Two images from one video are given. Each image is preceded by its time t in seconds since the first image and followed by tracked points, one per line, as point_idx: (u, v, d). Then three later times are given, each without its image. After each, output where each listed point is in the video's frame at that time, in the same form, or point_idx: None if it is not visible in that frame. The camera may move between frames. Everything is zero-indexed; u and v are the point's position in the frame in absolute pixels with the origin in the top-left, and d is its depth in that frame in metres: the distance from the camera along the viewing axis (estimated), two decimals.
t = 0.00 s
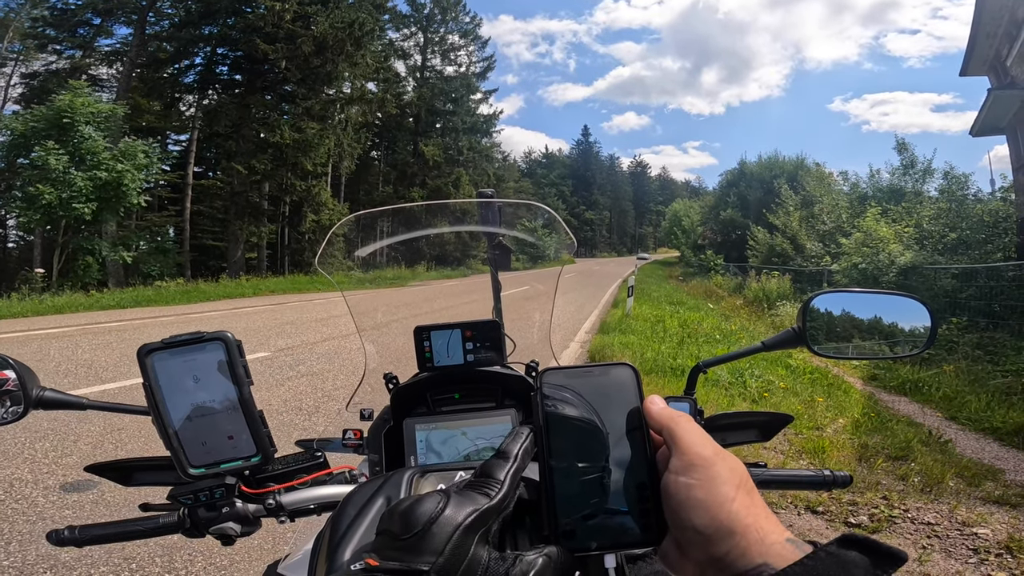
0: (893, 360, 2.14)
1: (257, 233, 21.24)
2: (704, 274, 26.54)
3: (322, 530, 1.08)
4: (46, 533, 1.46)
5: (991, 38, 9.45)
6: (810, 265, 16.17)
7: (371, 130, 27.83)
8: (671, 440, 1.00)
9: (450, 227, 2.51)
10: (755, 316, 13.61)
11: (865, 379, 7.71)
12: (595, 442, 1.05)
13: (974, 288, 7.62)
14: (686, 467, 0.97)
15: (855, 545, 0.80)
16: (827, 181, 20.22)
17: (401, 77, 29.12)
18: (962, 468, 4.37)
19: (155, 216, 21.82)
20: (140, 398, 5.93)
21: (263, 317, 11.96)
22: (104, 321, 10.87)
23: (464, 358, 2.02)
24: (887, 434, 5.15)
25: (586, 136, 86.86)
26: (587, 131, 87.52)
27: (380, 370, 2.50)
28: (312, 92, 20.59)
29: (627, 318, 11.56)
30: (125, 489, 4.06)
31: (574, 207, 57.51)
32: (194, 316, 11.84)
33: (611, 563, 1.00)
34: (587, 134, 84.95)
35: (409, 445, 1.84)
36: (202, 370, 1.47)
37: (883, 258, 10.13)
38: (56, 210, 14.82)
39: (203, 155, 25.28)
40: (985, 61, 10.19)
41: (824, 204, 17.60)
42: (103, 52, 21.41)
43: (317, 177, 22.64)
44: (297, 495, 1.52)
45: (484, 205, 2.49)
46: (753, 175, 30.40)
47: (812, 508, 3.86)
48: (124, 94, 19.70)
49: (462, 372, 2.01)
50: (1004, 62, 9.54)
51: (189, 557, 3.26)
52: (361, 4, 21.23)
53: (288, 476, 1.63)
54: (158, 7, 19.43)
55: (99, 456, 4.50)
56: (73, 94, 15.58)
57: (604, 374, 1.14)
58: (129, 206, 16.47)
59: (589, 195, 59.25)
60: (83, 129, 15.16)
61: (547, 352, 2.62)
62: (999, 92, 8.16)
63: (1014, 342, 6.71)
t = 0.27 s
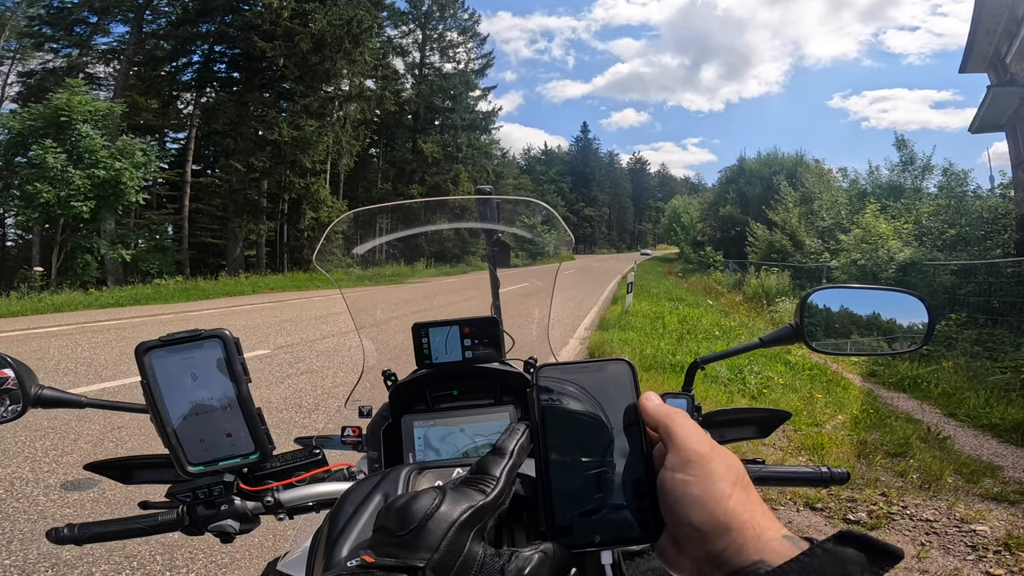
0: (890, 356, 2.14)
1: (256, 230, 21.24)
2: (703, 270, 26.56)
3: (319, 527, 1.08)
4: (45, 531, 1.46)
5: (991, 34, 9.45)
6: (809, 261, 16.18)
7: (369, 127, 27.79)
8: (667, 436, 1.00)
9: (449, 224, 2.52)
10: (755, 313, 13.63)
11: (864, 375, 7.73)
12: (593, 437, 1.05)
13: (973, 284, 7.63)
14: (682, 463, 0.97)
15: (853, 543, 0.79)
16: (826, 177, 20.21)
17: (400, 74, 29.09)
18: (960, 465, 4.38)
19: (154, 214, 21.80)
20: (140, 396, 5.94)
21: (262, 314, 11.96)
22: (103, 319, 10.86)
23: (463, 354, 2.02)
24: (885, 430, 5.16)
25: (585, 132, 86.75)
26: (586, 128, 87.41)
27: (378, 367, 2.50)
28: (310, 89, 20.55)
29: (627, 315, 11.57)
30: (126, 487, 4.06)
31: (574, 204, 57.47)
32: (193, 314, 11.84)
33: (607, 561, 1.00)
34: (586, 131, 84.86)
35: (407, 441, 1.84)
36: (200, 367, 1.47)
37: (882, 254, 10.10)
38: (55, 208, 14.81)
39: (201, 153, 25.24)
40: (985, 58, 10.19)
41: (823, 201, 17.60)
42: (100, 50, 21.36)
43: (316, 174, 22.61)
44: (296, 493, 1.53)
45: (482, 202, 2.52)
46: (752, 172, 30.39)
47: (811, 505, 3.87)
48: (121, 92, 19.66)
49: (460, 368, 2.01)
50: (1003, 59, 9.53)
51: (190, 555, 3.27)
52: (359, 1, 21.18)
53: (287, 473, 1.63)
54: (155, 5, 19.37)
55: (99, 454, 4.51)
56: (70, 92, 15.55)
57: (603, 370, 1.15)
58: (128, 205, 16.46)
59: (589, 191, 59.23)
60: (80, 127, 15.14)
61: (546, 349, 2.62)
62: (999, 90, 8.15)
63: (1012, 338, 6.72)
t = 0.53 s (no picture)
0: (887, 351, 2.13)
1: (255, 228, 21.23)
2: (702, 267, 26.58)
3: (313, 522, 1.08)
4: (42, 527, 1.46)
5: (990, 31, 9.43)
6: (808, 258, 16.18)
7: (368, 125, 27.75)
8: (658, 429, 0.99)
9: (447, 221, 2.51)
10: (754, 309, 13.64)
11: (863, 371, 7.73)
12: (585, 429, 1.05)
13: (971, 281, 7.63)
14: (674, 456, 0.97)
15: (849, 537, 0.79)
16: (825, 174, 20.20)
17: (398, 72, 29.04)
18: (958, 462, 4.39)
19: (152, 212, 21.77)
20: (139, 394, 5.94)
21: (261, 312, 11.95)
22: (102, 318, 10.85)
23: (459, 350, 2.02)
24: (884, 427, 5.16)
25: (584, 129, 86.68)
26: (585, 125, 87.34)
27: (376, 364, 2.50)
28: (309, 87, 20.53)
29: (626, 312, 11.57)
30: (126, 485, 4.06)
31: (573, 201, 57.46)
32: (192, 312, 11.83)
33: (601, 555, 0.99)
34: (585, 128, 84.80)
35: (403, 436, 1.84)
36: (195, 363, 1.46)
37: (881, 251, 10.03)
38: (53, 207, 14.79)
39: (200, 151, 25.20)
40: (983, 55, 10.18)
41: (823, 198, 17.60)
42: (97, 48, 21.32)
43: (314, 172, 22.58)
44: (291, 488, 1.52)
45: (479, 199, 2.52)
46: (751, 169, 30.37)
47: (809, 501, 3.87)
48: (119, 91, 19.62)
49: (457, 364, 2.01)
50: (1002, 55, 9.51)
51: (190, 553, 3.27)
52: None
53: (283, 469, 1.63)
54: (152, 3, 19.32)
55: (99, 452, 4.51)
56: (67, 90, 15.51)
57: (596, 363, 1.17)
58: (126, 203, 16.43)
59: (588, 189, 59.21)
60: (78, 126, 15.10)
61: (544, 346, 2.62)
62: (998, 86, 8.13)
63: (1011, 335, 6.72)
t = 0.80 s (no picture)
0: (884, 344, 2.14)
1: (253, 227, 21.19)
2: (701, 264, 26.57)
3: (307, 511, 1.07)
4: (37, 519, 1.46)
5: (989, 28, 9.42)
6: (807, 254, 16.18)
7: (367, 123, 27.69)
8: (653, 412, 1.01)
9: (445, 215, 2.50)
10: (753, 306, 13.63)
11: (862, 368, 7.74)
12: (578, 417, 1.03)
13: (970, 277, 7.62)
14: (669, 438, 0.98)
15: (846, 519, 0.80)
16: (824, 170, 20.18)
17: (396, 69, 28.97)
18: (958, 458, 4.38)
19: (150, 211, 21.72)
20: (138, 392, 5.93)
21: (260, 310, 11.93)
22: (101, 316, 10.83)
23: (457, 340, 2.02)
24: (884, 423, 5.16)
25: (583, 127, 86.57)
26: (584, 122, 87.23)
27: (374, 358, 2.50)
28: (307, 85, 20.48)
29: (626, 308, 11.56)
30: (125, 482, 4.06)
31: (572, 199, 57.43)
32: (190, 310, 11.80)
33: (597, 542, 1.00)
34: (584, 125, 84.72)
35: (400, 427, 1.82)
36: (192, 354, 1.45)
37: (880, 247, 9.89)
38: (51, 206, 14.76)
39: (198, 149, 25.14)
40: (983, 51, 10.16)
41: (822, 194, 17.57)
42: (94, 47, 21.25)
43: (313, 170, 22.55)
44: (287, 479, 1.52)
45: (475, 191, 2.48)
46: (750, 165, 30.32)
47: (809, 497, 3.87)
48: (116, 89, 19.56)
49: (454, 356, 2.00)
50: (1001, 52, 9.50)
51: (190, 550, 3.26)
52: None
53: (279, 460, 1.63)
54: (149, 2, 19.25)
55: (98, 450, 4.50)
56: (65, 89, 15.47)
57: (591, 345, 1.21)
58: (124, 202, 16.39)
59: (588, 186, 59.16)
60: (75, 124, 15.06)
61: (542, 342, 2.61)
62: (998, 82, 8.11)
63: (1010, 331, 6.73)
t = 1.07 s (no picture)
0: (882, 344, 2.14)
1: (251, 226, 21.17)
2: (699, 263, 26.60)
3: (305, 511, 1.07)
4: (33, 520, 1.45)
5: (986, 28, 9.47)
6: (804, 254, 16.23)
7: (365, 122, 27.67)
8: (648, 413, 0.99)
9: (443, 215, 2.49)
10: (751, 305, 13.66)
11: (859, 367, 7.76)
12: (576, 416, 1.04)
13: (967, 277, 7.64)
14: (664, 438, 0.96)
15: (842, 521, 0.80)
16: (821, 170, 20.22)
17: (394, 69, 28.96)
18: (954, 457, 4.39)
19: (147, 210, 21.67)
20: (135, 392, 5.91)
21: (258, 309, 11.92)
22: (97, 315, 10.80)
23: (454, 340, 2.00)
24: (880, 422, 5.18)
25: (581, 126, 86.61)
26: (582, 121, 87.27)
27: (372, 357, 2.49)
28: (305, 84, 20.44)
29: (624, 308, 11.57)
30: (122, 481, 4.05)
31: (570, 198, 57.46)
32: (188, 309, 11.79)
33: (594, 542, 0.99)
34: (582, 125, 84.79)
35: (397, 427, 1.83)
36: (189, 354, 1.44)
37: (877, 247, 9.93)
38: (47, 205, 14.72)
39: (195, 148, 25.10)
40: (980, 52, 10.22)
41: (819, 194, 17.61)
42: (91, 46, 21.20)
43: (310, 169, 22.52)
44: (285, 479, 1.52)
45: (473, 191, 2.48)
46: (748, 165, 30.36)
47: (806, 496, 3.88)
48: (113, 88, 19.51)
49: (451, 356, 2.00)
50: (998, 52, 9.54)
51: (187, 549, 3.26)
52: None
53: (276, 460, 1.62)
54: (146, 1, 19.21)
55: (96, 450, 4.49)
56: (61, 88, 15.42)
57: (588, 344, 1.20)
58: (121, 201, 16.34)
59: (585, 185, 59.22)
60: (72, 123, 15.01)
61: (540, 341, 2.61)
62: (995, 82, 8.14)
63: (1006, 331, 6.76)
